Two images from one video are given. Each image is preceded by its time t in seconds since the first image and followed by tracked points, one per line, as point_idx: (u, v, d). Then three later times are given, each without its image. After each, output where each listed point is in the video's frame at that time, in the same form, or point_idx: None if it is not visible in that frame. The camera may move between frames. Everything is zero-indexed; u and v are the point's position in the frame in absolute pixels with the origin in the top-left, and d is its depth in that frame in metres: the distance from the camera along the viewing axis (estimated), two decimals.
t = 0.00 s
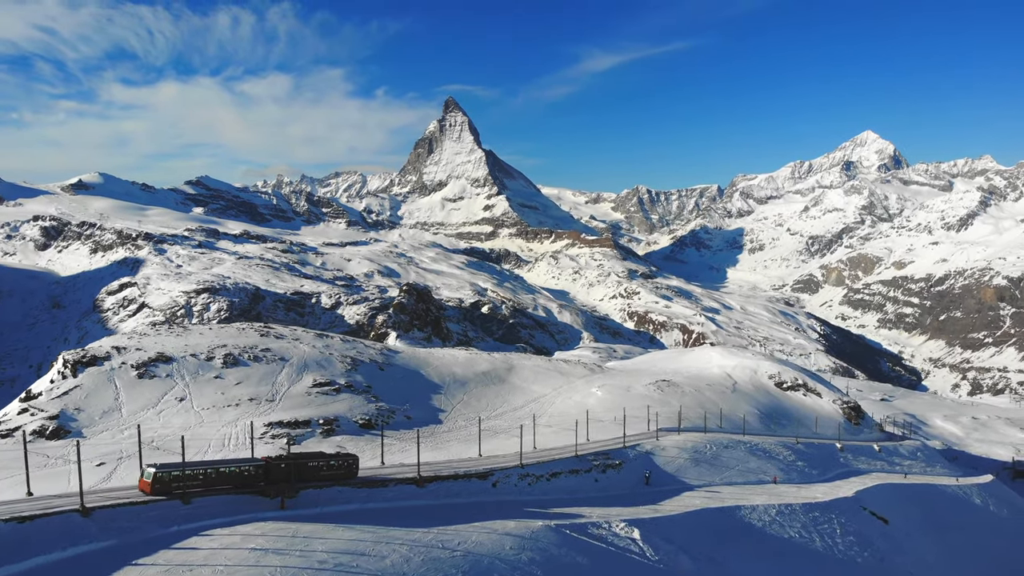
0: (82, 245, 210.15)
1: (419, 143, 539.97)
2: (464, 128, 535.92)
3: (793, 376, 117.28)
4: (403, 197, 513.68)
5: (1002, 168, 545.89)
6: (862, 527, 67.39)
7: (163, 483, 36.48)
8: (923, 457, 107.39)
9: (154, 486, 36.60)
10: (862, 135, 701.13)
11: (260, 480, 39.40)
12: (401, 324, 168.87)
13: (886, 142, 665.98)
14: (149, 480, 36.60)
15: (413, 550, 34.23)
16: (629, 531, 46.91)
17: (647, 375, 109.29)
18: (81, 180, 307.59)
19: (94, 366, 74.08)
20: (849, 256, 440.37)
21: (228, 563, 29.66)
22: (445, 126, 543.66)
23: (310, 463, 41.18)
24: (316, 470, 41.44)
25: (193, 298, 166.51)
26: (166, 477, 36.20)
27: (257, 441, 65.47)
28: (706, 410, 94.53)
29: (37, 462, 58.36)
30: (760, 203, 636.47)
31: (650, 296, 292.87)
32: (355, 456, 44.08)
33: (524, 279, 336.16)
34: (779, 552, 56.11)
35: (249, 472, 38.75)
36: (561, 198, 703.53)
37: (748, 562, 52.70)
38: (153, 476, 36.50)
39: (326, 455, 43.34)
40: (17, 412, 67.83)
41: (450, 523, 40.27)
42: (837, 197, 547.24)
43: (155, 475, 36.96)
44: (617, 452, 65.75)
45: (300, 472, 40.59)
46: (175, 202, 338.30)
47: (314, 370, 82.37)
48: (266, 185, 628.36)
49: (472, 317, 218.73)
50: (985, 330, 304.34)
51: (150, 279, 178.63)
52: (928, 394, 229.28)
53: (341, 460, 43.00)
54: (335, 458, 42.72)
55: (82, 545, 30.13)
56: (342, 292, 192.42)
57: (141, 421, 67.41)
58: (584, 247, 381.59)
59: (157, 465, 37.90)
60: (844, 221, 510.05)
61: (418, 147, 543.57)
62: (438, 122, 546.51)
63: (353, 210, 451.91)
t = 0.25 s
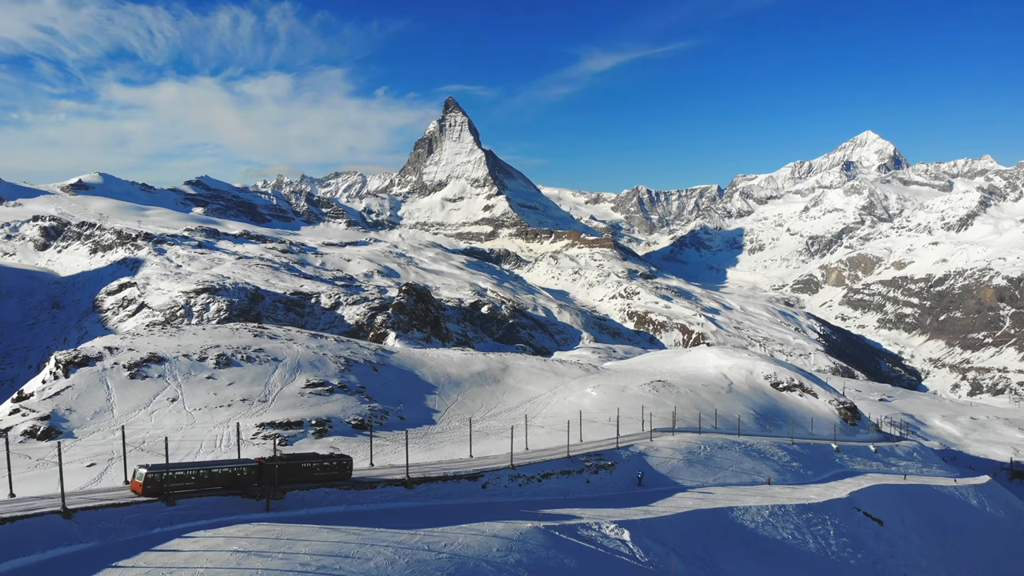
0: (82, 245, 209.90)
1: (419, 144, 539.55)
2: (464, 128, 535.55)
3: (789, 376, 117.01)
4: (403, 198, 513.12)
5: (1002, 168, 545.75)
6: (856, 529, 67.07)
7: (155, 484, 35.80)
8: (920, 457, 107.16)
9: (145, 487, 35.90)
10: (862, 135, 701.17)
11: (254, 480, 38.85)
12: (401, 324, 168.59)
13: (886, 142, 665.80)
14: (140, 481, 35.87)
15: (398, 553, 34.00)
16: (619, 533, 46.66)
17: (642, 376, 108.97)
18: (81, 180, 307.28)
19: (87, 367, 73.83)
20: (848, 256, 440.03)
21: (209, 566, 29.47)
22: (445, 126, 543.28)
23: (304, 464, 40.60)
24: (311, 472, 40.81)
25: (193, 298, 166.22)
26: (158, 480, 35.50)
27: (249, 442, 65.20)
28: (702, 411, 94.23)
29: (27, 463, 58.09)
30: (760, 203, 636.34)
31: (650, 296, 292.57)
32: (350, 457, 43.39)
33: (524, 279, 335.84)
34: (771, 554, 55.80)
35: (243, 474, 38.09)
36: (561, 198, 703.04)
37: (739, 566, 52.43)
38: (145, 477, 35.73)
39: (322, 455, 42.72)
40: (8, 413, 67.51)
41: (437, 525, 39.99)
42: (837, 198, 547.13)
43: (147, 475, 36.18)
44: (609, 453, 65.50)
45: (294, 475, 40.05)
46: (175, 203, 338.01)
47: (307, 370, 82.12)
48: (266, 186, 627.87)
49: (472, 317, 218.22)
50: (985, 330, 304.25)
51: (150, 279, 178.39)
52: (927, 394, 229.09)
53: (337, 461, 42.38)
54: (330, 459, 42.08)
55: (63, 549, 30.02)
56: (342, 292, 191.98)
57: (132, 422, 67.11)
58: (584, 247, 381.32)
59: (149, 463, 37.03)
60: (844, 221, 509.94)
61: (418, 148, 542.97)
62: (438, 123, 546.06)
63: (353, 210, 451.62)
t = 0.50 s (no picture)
0: (82, 245, 209.80)
1: (420, 144, 539.05)
2: (465, 128, 535.15)
3: (786, 377, 116.75)
4: (403, 198, 512.64)
5: (1003, 168, 545.31)
6: (850, 531, 66.76)
7: (147, 483, 35.76)
8: (916, 458, 106.92)
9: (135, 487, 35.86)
10: (863, 135, 700.79)
11: (245, 481, 38.68)
12: (400, 324, 168.56)
13: (887, 142, 665.25)
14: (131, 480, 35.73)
15: (383, 555, 33.74)
16: (609, 534, 46.40)
17: (638, 376, 108.63)
18: (81, 179, 307.21)
19: (79, 367, 73.69)
20: (849, 256, 439.72)
21: (191, 568, 29.32)
22: (445, 127, 542.74)
23: (298, 464, 40.65)
24: (305, 472, 41.02)
25: (193, 298, 166.04)
26: (148, 478, 35.39)
27: (242, 442, 65.02)
28: (697, 412, 94.00)
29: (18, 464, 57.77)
30: (760, 203, 635.90)
31: (650, 296, 292.29)
32: (344, 457, 43.58)
33: (524, 279, 335.54)
34: (763, 556, 55.57)
35: (235, 474, 38.12)
36: (562, 198, 702.55)
37: (731, 568, 52.24)
38: (137, 476, 35.51)
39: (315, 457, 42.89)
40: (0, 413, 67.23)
41: (424, 527, 39.75)
42: (837, 198, 546.70)
43: (138, 474, 36.12)
44: (603, 453, 65.36)
45: (287, 474, 40.17)
46: (176, 203, 337.98)
47: (301, 371, 81.84)
48: (267, 186, 627.63)
49: (472, 317, 217.69)
50: (986, 330, 303.95)
51: (150, 279, 178.26)
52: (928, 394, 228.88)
53: (331, 461, 42.58)
54: (324, 459, 42.27)
55: (46, 549, 29.86)
56: (343, 293, 191.58)
57: (124, 423, 66.91)
58: (585, 247, 381.15)
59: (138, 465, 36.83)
60: (845, 221, 509.68)
61: (419, 148, 542.15)
62: (439, 123, 545.43)
63: (354, 210, 451.33)
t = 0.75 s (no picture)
0: (83, 245, 209.85)
1: (420, 144, 538.87)
2: (466, 129, 534.85)
3: (783, 377, 116.48)
4: (404, 198, 512.47)
5: (1004, 168, 544.41)
6: (845, 532, 66.51)
7: (139, 485, 35.57)
8: (914, 459, 106.55)
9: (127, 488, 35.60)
10: (864, 136, 700.27)
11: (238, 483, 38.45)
12: (401, 325, 168.16)
13: (888, 142, 664.59)
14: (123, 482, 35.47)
15: (368, 557, 33.49)
16: (600, 536, 46.20)
17: (634, 377, 108.36)
18: (82, 180, 307.38)
19: (72, 367, 73.48)
20: (850, 256, 439.46)
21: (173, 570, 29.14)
22: (446, 127, 542.41)
23: (291, 466, 40.65)
24: (298, 473, 40.98)
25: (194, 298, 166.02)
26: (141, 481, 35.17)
27: (234, 443, 64.85)
28: (693, 413, 93.76)
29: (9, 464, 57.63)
30: (761, 203, 635.43)
31: (651, 297, 291.95)
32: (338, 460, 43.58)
33: (525, 279, 335.32)
34: (756, 558, 55.35)
35: (228, 476, 37.90)
36: (563, 198, 702.21)
37: (724, 570, 52.01)
38: (129, 477, 35.32)
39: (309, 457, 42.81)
40: None
41: (412, 528, 39.53)
42: (838, 198, 546.26)
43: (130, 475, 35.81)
44: (596, 454, 65.15)
45: (281, 476, 40.12)
46: (176, 203, 338.02)
47: (295, 371, 81.70)
48: (268, 186, 627.39)
49: (473, 317, 217.19)
50: (987, 331, 303.53)
51: (151, 279, 178.23)
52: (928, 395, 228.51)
53: (325, 462, 42.54)
54: (319, 460, 42.23)
55: (29, 551, 29.67)
56: (344, 293, 191.28)
57: (117, 424, 66.71)
58: (585, 247, 380.98)
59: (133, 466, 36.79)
60: (846, 222, 509.27)
61: (420, 148, 541.79)
62: (440, 123, 545.01)
63: (355, 210, 451.22)
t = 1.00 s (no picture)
0: (84, 245, 209.85)
1: (422, 144, 538.62)
2: (467, 129, 534.47)
3: (780, 378, 116.16)
4: (405, 198, 512.29)
5: (1006, 168, 543.56)
6: (840, 534, 66.24)
7: (133, 485, 35.38)
8: (912, 460, 106.11)
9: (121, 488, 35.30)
10: (866, 135, 699.60)
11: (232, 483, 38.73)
12: (401, 325, 167.74)
13: (890, 142, 663.75)
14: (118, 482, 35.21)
15: (351, 560, 33.27)
16: (591, 537, 45.96)
17: (630, 377, 108.07)
18: (83, 180, 307.52)
19: (65, 367, 73.36)
20: (851, 256, 438.93)
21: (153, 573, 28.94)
22: (447, 127, 541.95)
23: (285, 466, 40.93)
24: (293, 474, 41.28)
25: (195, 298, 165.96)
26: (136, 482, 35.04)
27: (226, 444, 64.63)
28: (689, 413, 93.54)
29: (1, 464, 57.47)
30: (763, 203, 634.84)
31: (652, 297, 291.58)
32: (333, 461, 44.17)
33: (525, 279, 335.07)
34: (749, 559, 55.09)
35: (223, 478, 37.88)
36: (564, 198, 701.91)
37: (717, 571, 51.78)
38: (122, 475, 35.26)
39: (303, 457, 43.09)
40: None
41: (399, 529, 39.27)
42: (840, 198, 545.66)
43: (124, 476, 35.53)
44: (590, 455, 64.91)
45: (276, 476, 40.42)
46: (177, 203, 338.01)
47: (289, 372, 81.51)
48: (269, 185, 627.13)
49: (474, 317, 216.71)
50: (988, 331, 303.08)
51: (152, 279, 178.16)
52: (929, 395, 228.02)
53: (319, 462, 42.92)
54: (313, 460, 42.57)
55: (12, 551, 29.55)
56: (344, 293, 190.94)
57: (109, 424, 66.54)
58: (586, 247, 380.71)
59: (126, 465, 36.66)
60: (847, 222, 508.72)
61: (421, 148, 541.41)
62: (441, 122, 544.47)
63: (356, 210, 451.25)
